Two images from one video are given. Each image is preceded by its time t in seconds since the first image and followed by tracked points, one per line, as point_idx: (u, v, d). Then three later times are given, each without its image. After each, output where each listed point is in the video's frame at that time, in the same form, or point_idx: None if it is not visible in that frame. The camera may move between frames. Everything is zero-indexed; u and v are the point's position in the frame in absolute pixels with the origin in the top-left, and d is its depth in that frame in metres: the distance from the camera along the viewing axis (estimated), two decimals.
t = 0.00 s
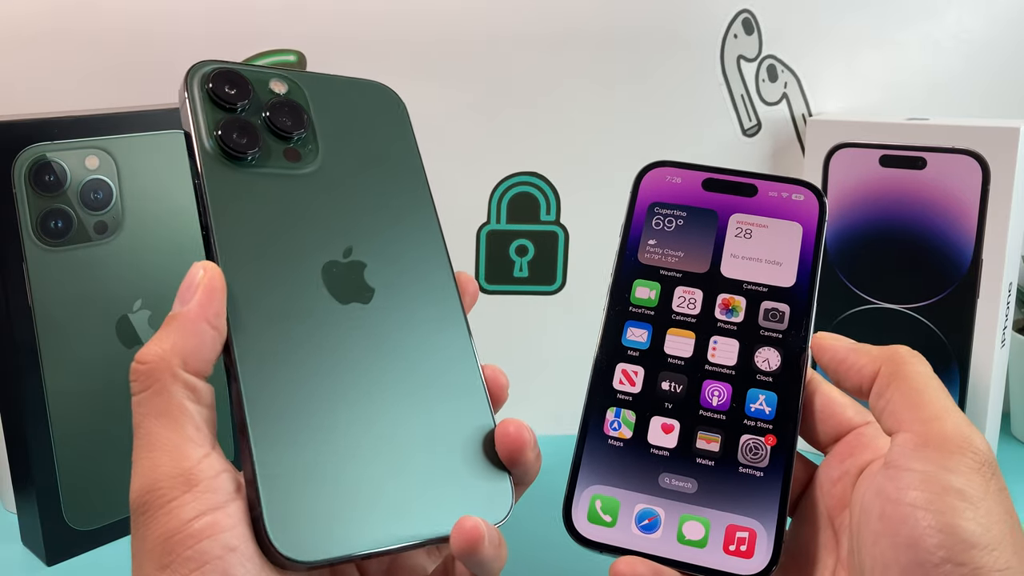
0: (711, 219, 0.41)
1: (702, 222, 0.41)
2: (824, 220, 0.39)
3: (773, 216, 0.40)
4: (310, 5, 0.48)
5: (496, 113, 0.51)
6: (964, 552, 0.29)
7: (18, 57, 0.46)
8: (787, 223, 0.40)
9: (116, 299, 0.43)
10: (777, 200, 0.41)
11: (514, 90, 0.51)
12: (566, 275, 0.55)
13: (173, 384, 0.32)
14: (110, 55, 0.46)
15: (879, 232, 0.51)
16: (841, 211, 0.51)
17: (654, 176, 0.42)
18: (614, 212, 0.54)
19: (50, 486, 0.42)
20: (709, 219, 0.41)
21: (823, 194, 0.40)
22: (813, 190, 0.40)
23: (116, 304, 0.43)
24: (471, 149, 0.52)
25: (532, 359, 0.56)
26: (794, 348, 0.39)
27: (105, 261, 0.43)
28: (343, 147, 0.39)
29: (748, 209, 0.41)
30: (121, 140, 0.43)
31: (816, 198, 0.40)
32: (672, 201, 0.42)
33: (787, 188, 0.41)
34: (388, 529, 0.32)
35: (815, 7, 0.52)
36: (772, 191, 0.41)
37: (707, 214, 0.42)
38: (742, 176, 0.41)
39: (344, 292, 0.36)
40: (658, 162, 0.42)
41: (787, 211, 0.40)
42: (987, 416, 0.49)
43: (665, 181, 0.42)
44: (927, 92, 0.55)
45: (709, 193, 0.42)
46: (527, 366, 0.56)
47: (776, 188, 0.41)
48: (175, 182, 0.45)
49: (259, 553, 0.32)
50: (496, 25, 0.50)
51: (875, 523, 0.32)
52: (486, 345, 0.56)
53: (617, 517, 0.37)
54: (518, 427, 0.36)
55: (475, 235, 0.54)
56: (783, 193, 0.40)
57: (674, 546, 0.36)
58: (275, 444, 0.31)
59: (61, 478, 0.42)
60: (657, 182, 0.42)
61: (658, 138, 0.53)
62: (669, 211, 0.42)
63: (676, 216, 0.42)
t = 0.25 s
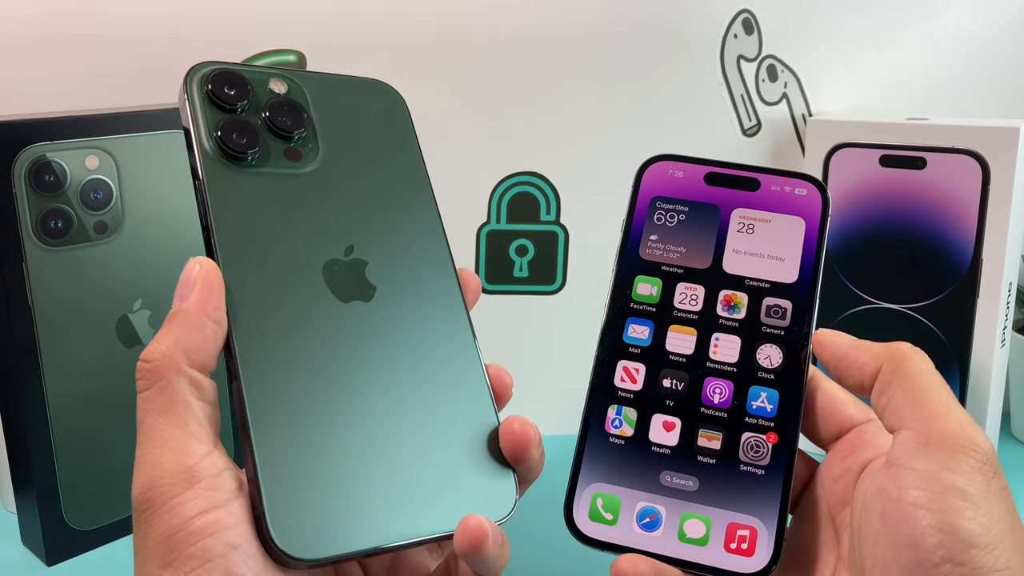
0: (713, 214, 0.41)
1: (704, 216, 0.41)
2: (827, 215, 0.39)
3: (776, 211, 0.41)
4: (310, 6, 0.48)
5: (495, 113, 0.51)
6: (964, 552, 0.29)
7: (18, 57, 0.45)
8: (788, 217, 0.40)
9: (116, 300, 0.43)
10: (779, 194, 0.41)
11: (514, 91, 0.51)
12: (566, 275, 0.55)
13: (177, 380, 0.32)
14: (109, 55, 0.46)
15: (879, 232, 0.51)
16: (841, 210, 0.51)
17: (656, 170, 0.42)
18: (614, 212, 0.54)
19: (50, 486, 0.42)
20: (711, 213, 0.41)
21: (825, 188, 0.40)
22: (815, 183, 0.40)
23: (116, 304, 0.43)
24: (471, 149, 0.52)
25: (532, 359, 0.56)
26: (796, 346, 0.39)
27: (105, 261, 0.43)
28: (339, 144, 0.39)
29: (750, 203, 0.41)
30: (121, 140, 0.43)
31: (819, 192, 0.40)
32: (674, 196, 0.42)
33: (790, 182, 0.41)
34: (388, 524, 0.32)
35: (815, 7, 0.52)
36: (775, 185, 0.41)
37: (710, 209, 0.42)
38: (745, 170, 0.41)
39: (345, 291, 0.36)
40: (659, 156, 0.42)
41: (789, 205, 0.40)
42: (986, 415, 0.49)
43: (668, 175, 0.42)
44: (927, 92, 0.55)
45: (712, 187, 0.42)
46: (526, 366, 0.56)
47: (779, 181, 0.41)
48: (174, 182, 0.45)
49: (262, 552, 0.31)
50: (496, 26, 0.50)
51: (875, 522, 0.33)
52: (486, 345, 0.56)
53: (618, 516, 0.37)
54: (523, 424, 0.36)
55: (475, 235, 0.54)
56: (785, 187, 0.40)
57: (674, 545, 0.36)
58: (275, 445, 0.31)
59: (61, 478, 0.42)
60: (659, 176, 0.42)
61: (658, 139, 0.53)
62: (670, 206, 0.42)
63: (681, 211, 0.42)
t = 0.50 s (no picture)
0: (714, 217, 0.41)
1: (705, 219, 0.42)
2: (827, 219, 0.39)
3: (776, 215, 0.40)
4: (310, 6, 0.48)
5: (495, 113, 0.51)
6: (964, 553, 0.29)
7: (19, 57, 0.46)
8: (789, 220, 0.40)
9: (116, 300, 0.43)
10: (780, 198, 0.41)
11: (514, 91, 0.51)
12: (566, 275, 0.55)
13: (167, 377, 0.32)
14: (110, 55, 0.46)
15: (879, 232, 0.51)
16: (842, 211, 0.51)
17: (656, 174, 0.42)
18: (614, 212, 0.54)
19: (50, 486, 0.42)
20: (711, 216, 0.41)
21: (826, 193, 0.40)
22: (816, 187, 0.40)
23: (116, 304, 0.43)
24: (471, 149, 0.52)
25: (532, 359, 0.56)
26: (797, 348, 0.39)
27: (105, 261, 0.43)
28: (325, 139, 0.39)
29: (751, 207, 0.41)
30: (122, 140, 0.43)
31: (819, 196, 0.40)
32: (675, 199, 0.42)
33: (791, 187, 0.41)
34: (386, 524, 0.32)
35: (815, 7, 0.52)
36: (775, 189, 0.41)
37: (710, 213, 0.42)
38: (746, 174, 0.41)
39: (329, 288, 0.36)
40: (660, 159, 0.42)
41: (790, 208, 0.40)
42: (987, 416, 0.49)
43: (668, 179, 0.42)
44: (927, 92, 0.55)
45: (713, 191, 0.42)
46: (526, 366, 0.56)
47: (780, 186, 0.41)
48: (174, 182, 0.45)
49: (251, 549, 0.31)
50: (496, 26, 0.50)
51: (875, 523, 0.33)
52: (486, 345, 0.56)
53: (618, 517, 0.37)
54: (514, 417, 0.36)
55: (476, 236, 0.54)
56: (786, 192, 0.40)
57: (675, 545, 0.36)
58: (271, 447, 0.31)
59: (61, 478, 0.42)
60: (660, 180, 0.42)
61: (659, 139, 0.53)
62: (672, 209, 0.42)
63: (682, 215, 0.42)
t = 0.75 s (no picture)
0: (708, 219, 0.41)
1: (699, 221, 0.41)
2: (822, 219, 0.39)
3: (771, 216, 0.41)
4: (310, 5, 0.48)
5: (495, 113, 0.51)
6: (960, 557, 0.30)
7: (19, 57, 0.46)
8: (783, 221, 0.40)
9: (116, 299, 0.43)
10: (775, 199, 0.41)
11: (514, 91, 0.51)
12: (566, 275, 0.55)
13: (166, 376, 0.32)
14: (110, 54, 0.46)
15: (878, 232, 0.51)
16: (840, 211, 0.51)
17: (650, 177, 0.42)
18: (614, 212, 0.54)
19: (50, 486, 0.42)
20: (706, 219, 0.41)
21: (821, 193, 0.40)
22: (810, 188, 0.40)
23: (116, 304, 0.43)
24: (471, 149, 0.52)
25: (532, 359, 0.56)
26: (793, 349, 0.39)
27: (105, 262, 0.43)
28: (323, 135, 0.39)
29: (746, 209, 0.41)
30: (122, 140, 0.43)
31: (814, 197, 0.40)
32: (669, 202, 0.42)
33: (785, 187, 0.41)
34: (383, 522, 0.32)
35: (815, 7, 0.52)
36: (770, 190, 0.41)
37: (705, 215, 0.42)
38: (739, 176, 0.41)
39: (328, 286, 0.36)
40: (653, 162, 0.42)
41: (785, 210, 0.40)
42: (986, 416, 0.49)
43: (662, 181, 0.42)
44: (927, 92, 0.55)
45: (707, 193, 0.42)
46: (526, 366, 0.56)
47: (774, 187, 0.41)
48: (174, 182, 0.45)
49: (248, 548, 0.32)
50: (496, 26, 0.50)
51: (872, 526, 0.33)
52: (486, 346, 0.56)
53: (616, 521, 0.37)
54: (512, 415, 0.36)
55: (476, 236, 0.54)
56: (780, 192, 0.40)
57: (673, 550, 0.36)
58: (269, 448, 0.31)
59: (60, 478, 0.42)
60: (653, 183, 0.42)
61: (659, 139, 0.53)
62: (665, 212, 0.42)
63: (676, 217, 0.42)
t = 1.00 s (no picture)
0: (708, 221, 0.41)
1: (699, 223, 0.42)
2: (821, 220, 0.39)
3: (770, 217, 0.41)
4: (310, 5, 0.48)
5: (495, 113, 0.51)
6: (960, 559, 0.30)
7: (19, 57, 0.46)
8: (783, 222, 0.40)
9: (116, 299, 0.43)
10: (774, 201, 0.41)
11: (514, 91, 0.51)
12: (566, 275, 0.55)
13: (167, 372, 0.32)
14: (110, 54, 0.46)
15: (878, 231, 0.51)
16: (841, 211, 0.52)
17: (650, 178, 0.42)
18: (614, 212, 0.54)
19: (50, 486, 0.42)
20: (706, 221, 0.41)
21: (820, 194, 0.40)
22: (809, 189, 0.40)
23: (116, 304, 0.43)
24: (471, 149, 0.52)
25: (532, 359, 0.56)
26: (793, 350, 0.39)
27: (105, 261, 0.43)
28: (326, 132, 0.39)
29: (745, 210, 0.41)
30: (122, 140, 0.43)
31: (813, 198, 0.40)
32: (669, 204, 0.42)
33: (784, 189, 0.41)
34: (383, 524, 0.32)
35: (815, 8, 0.52)
36: (769, 192, 0.41)
37: (704, 216, 0.42)
38: (739, 177, 0.41)
39: (330, 284, 0.36)
40: (653, 164, 0.42)
41: (785, 211, 0.40)
42: (986, 415, 0.49)
43: (662, 183, 0.42)
44: (927, 92, 0.55)
45: (707, 194, 0.42)
46: (526, 366, 0.56)
47: (773, 188, 0.41)
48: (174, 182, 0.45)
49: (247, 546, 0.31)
50: (496, 25, 0.50)
51: (871, 528, 0.33)
52: (485, 346, 0.56)
53: (616, 522, 0.37)
54: (512, 414, 0.36)
55: (476, 235, 0.54)
56: (780, 194, 0.41)
57: (673, 551, 0.36)
58: (270, 448, 0.31)
59: (60, 478, 0.42)
60: (653, 185, 0.42)
61: (659, 139, 0.53)
62: (665, 214, 0.42)
63: (677, 218, 0.42)
